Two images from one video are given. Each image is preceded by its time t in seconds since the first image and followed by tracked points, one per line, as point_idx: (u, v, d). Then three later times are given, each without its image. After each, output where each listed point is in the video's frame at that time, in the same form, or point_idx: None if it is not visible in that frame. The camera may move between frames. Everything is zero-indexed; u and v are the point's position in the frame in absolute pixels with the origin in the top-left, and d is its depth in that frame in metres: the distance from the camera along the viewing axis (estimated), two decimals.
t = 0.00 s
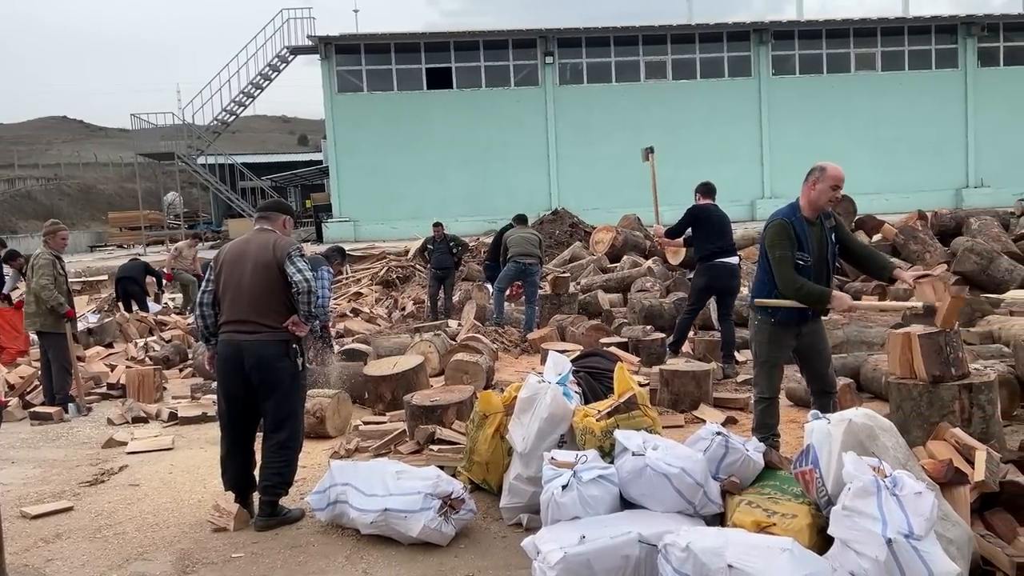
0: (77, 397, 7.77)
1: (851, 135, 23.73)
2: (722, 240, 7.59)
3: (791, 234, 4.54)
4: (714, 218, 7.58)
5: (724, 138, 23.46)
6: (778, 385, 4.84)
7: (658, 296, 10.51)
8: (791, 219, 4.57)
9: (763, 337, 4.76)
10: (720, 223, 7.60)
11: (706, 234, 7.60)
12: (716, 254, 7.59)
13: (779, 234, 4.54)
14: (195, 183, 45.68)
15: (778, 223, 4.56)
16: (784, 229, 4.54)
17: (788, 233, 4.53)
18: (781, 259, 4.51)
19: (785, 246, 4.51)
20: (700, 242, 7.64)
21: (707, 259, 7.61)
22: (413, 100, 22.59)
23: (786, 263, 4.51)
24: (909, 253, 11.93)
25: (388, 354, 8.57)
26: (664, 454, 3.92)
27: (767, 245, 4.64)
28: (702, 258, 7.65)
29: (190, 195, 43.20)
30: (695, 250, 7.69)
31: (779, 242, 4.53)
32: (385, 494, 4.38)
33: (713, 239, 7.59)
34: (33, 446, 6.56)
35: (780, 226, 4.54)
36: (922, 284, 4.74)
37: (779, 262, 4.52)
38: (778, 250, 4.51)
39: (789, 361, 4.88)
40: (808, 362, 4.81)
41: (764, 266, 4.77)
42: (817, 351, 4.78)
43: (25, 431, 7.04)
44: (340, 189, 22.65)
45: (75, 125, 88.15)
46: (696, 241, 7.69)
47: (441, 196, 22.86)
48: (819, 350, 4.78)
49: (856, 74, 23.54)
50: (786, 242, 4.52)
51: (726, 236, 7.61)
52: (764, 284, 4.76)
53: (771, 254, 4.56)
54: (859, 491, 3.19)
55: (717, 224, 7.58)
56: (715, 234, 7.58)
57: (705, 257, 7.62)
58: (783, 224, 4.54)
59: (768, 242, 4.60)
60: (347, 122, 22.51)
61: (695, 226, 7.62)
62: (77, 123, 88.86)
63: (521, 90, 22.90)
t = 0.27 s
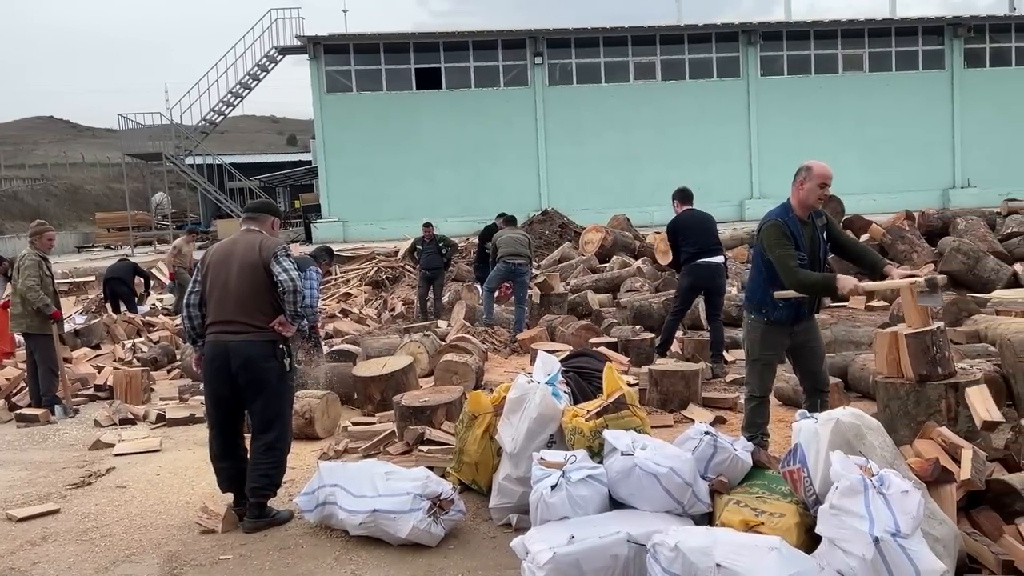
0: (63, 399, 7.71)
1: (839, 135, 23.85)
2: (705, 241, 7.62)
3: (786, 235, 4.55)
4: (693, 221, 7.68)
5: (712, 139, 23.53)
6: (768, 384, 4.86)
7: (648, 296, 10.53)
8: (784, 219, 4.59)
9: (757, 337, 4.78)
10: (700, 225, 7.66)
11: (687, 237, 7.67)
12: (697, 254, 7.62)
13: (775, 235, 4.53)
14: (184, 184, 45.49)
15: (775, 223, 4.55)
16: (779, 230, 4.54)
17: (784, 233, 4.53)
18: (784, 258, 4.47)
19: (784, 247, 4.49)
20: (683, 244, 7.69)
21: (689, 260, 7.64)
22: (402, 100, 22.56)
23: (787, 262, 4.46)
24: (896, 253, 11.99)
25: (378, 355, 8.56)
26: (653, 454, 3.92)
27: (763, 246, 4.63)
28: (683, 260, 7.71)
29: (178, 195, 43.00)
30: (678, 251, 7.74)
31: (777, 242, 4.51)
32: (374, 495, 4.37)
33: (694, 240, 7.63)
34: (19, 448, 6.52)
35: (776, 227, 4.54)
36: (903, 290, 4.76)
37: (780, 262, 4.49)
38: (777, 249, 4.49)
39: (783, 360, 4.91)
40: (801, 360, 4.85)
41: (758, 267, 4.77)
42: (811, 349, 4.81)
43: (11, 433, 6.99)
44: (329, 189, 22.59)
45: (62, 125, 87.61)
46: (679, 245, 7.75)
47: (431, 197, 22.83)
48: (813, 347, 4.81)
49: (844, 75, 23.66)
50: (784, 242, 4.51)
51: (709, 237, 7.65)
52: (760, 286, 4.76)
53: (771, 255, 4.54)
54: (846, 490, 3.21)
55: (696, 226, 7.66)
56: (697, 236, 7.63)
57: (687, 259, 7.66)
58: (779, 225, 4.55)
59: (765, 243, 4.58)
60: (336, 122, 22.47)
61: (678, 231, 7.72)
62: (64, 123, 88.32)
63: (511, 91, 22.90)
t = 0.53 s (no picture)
0: (50, 401, 7.66)
1: (827, 135, 23.96)
2: (684, 240, 7.63)
3: (766, 229, 4.62)
4: (672, 219, 7.68)
5: (701, 139, 23.60)
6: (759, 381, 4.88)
7: (637, 296, 10.55)
8: (766, 214, 4.66)
9: (750, 335, 4.80)
10: (679, 223, 7.67)
11: (666, 234, 7.67)
12: (674, 254, 7.63)
13: (753, 229, 4.64)
14: (172, 184, 45.29)
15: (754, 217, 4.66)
16: (757, 225, 4.64)
17: (761, 226, 4.62)
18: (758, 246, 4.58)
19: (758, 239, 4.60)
20: (661, 243, 7.70)
21: (666, 258, 7.66)
22: (392, 100, 22.52)
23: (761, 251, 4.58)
24: (884, 253, 12.06)
25: (367, 356, 8.54)
26: (642, 453, 3.93)
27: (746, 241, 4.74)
28: (659, 258, 7.72)
29: (166, 196, 42.81)
30: (655, 251, 7.76)
31: (754, 234, 4.62)
32: (363, 497, 4.36)
33: (671, 239, 7.64)
34: (5, 450, 6.47)
35: (754, 222, 4.64)
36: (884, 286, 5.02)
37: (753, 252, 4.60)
38: (751, 242, 4.62)
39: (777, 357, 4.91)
40: (794, 359, 4.83)
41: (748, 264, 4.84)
42: (806, 348, 4.79)
43: None
44: (318, 189, 22.52)
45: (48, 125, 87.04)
46: (655, 243, 7.76)
47: (420, 197, 22.80)
48: (807, 345, 4.78)
49: (832, 75, 23.78)
50: (759, 236, 4.61)
51: (687, 235, 7.65)
52: (750, 282, 4.81)
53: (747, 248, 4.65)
54: (834, 488, 3.22)
55: (670, 224, 7.67)
56: (676, 234, 7.64)
57: (662, 257, 7.69)
58: (757, 220, 4.64)
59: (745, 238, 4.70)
60: (325, 122, 22.42)
61: (656, 229, 7.72)
62: (50, 123, 87.74)
63: (500, 91, 22.90)
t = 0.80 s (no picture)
0: (35, 403, 7.60)
1: (814, 136, 24.07)
2: (664, 239, 7.66)
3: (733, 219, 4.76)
4: (653, 217, 7.70)
5: (690, 139, 23.66)
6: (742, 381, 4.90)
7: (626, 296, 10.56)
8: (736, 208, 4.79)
9: (728, 335, 4.83)
10: (658, 222, 7.68)
11: (647, 234, 7.70)
12: (655, 253, 7.65)
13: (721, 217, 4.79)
14: (159, 184, 45.05)
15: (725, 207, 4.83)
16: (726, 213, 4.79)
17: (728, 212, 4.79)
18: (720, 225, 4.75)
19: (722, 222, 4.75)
20: (641, 242, 7.74)
21: (648, 257, 7.68)
22: (380, 100, 22.47)
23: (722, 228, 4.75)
24: (871, 253, 12.13)
25: (355, 356, 8.52)
26: (629, 453, 3.94)
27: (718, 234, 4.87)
28: (642, 257, 7.75)
29: (153, 196, 42.57)
30: (636, 252, 7.80)
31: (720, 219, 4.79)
32: (352, 498, 4.35)
33: (652, 239, 7.68)
34: None
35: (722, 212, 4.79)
36: (870, 287, 5.08)
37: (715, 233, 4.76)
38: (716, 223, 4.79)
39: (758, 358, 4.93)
40: (774, 359, 4.85)
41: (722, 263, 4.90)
42: (787, 349, 4.82)
43: None
44: (307, 189, 22.44)
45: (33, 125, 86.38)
46: (637, 243, 7.81)
47: (409, 197, 22.76)
48: (787, 346, 4.81)
49: (819, 76, 23.90)
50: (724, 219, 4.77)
51: (668, 233, 7.68)
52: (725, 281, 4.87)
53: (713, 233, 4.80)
54: (820, 487, 3.24)
55: (650, 223, 7.70)
56: (657, 234, 7.67)
57: (644, 256, 7.73)
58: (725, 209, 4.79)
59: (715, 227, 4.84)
60: (313, 121, 22.35)
61: (638, 228, 7.75)
62: (36, 123, 87.12)
63: (489, 91, 22.89)
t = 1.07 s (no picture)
0: (20, 404, 7.54)
1: (802, 136, 24.18)
2: (660, 239, 7.67)
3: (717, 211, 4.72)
4: (650, 219, 7.69)
5: (678, 139, 23.73)
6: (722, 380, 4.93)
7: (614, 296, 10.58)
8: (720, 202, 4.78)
9: (707, 333, 4.83)
10: (657, 222, 7.68)
11: (644, 234, 7.70)
12: (653, 253, 7.67)
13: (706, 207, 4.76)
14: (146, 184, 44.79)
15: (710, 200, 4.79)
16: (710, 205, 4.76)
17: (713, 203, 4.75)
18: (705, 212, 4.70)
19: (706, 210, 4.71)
20: (638, 242, 7.74)
21: (644, 257, 7.70)
22: (369, 99, 22.42)
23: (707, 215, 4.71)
24: (858, 252, 12.19)
25: (344, 357, 8.50)
26: (617, 452, 3.95)
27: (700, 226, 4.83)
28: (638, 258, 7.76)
29: (139, 196, 42.31)
30: (633, 250, 7.80)
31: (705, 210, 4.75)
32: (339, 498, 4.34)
33: (649, 239, 7.68)
34: None
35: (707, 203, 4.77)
36: (855, 286, 5.10)
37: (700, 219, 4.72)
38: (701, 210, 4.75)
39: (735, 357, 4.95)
40: (750, 358, 4.87)
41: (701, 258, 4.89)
42: (761, 348, 4.84)
43: None
44: (295, 189, 22.36)
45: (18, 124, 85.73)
46: (633, 242, 7.80)
47: (398, 197, 22.72)
48: (762, 345, 4.84)
49: (806, 76, 24.01)
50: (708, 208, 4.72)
51: (664, 234, 7.68)
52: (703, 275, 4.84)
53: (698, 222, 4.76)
54: (806, 486, 3.26)
55: (650, 224, 7.69)
56: (654, 234, 7.67)
57: (641, 256, 7.73)
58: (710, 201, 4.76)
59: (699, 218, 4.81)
60: (302, 121, 22.28)
61: (634, 228, 7.75)
62: (21, 122, 86.47)
63: (477, 91, 22.88)
